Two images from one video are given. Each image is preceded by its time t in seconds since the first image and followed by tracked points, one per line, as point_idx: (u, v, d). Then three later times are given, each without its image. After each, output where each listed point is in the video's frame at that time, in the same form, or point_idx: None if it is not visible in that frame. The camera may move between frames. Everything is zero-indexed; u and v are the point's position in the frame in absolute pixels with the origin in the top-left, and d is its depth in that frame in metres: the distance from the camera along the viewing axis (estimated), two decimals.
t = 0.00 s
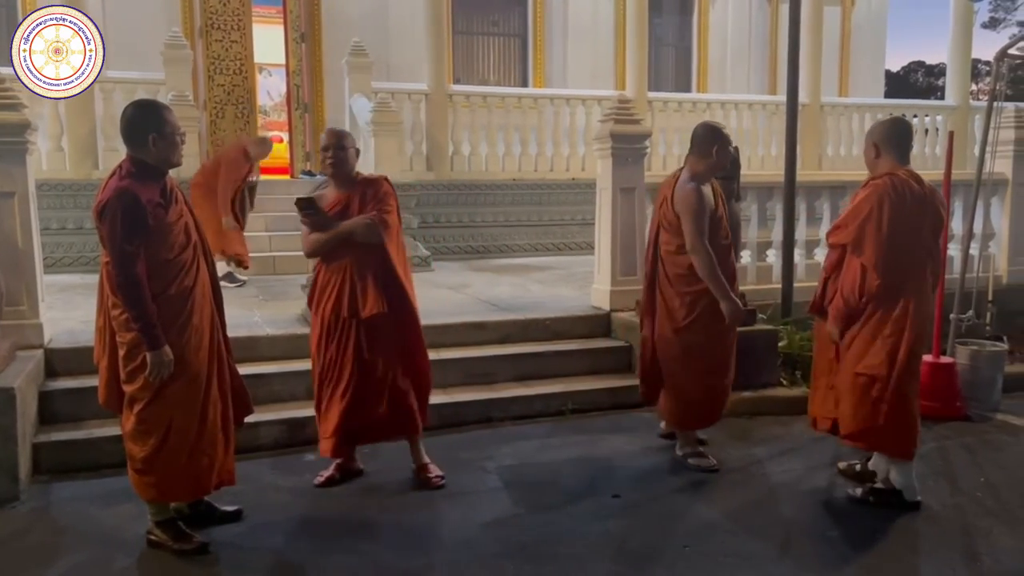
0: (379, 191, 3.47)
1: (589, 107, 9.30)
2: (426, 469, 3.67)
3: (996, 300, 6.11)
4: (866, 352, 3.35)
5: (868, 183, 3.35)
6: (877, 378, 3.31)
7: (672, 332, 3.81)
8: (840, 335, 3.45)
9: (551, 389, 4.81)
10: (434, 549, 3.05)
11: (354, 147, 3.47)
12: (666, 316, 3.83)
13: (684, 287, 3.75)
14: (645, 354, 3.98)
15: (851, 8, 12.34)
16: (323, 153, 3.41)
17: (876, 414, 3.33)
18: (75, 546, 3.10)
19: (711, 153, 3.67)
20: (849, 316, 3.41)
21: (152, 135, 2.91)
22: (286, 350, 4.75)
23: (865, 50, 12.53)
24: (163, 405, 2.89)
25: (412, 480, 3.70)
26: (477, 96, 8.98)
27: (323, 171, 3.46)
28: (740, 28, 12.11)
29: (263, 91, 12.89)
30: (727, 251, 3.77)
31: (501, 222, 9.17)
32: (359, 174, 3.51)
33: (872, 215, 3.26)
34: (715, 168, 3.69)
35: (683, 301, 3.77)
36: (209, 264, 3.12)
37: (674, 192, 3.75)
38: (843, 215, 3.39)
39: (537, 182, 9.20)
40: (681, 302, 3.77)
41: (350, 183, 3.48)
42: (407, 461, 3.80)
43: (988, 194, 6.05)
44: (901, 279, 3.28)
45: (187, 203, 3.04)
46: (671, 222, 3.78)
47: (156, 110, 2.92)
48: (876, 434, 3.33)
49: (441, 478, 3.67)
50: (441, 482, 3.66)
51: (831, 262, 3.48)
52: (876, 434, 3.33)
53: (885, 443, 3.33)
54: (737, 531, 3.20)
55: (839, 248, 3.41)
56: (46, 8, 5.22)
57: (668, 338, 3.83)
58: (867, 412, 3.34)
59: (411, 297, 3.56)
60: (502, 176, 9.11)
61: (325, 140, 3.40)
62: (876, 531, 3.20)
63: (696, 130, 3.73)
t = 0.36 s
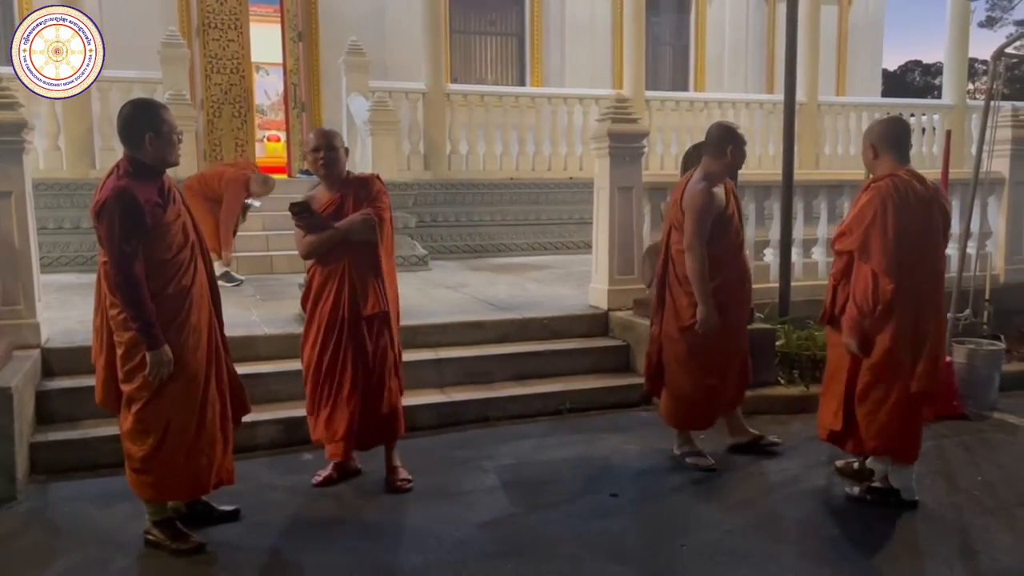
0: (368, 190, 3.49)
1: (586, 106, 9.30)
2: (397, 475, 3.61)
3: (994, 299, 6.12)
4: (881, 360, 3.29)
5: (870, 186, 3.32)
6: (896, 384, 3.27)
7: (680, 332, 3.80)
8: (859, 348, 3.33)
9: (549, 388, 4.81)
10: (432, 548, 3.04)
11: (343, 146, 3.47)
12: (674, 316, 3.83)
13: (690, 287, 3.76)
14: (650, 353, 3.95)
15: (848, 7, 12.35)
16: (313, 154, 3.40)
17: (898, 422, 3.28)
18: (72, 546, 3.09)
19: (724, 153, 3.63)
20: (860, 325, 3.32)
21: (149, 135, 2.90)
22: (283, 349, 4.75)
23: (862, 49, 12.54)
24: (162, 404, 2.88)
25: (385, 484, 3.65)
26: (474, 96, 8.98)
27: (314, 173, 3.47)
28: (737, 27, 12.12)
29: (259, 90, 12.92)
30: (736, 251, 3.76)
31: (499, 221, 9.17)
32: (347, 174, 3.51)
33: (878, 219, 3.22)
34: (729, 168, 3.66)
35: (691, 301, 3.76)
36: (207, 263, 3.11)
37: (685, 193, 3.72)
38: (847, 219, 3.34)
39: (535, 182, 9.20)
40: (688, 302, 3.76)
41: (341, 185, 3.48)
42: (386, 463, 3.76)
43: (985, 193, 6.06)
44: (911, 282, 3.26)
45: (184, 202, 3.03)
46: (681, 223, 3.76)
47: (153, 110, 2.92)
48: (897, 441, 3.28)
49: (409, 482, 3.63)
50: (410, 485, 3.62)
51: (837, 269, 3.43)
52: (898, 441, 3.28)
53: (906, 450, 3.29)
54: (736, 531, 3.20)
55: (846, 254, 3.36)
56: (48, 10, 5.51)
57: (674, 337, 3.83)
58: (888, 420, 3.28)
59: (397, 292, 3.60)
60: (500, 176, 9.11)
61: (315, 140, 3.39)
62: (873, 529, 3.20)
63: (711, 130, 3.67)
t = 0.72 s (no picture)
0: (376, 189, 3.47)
1: (585, 105, 9.30)
2: (397, 475, 3.62)
3: (993, 298, 6.12)
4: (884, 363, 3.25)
5: (875, 186, 3.27)
6: (897, 387, 3.23)
7: (698, 326, 3.79)
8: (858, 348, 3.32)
9: (548, 388, 4.81)
10: (432, 547, 3.04)
11: (358, 145, 3.47)
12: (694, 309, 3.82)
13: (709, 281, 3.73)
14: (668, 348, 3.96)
15: (847, 7, 12.35)
16: (327, 150, 3.40)
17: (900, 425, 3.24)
18: (72, 546, 3.09)
19: (739, 151, 3.58)
20: (860, 326, 3.30)
21: (147, 135, 2.90)
22: (283, 349, 4.74)
23: (861, 48, 12.54)
24: (160, 404, 2.88)
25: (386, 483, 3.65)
26: (473, 95, 8.99)
27: (325, 169, 3.46)
28: (736, 26, 12.11)
29: (258, 89, 12.93)
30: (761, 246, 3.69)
31: (498, 220, 9.17)
32: (361, 172, 3.50)
33: (878, 220, 3.18)
34: (746, 166, 3.61)
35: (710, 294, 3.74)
36: (206, 262, 3.11)
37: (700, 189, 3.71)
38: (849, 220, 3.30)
39: (534, 182, 9.21)
40: (708, 295, 3.74)
41: (350, 183, 3.48)
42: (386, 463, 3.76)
43: (984, 192, 6.06)
44: (915, 284, 3.21)
45: (183, 202, 3.03)
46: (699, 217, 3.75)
47: (151, 110, 2.92)
48: (899, 445, 3.25)
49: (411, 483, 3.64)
50: (411, 484, 3.63)
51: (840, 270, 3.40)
52: (901, 445, 3.24)
53: (908, 453, 3.25)
54: (736, 530, 3.20)
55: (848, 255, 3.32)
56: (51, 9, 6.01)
57: (693, 330, 3.82)
58: (890, 422, 3.25)
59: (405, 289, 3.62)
60: (499, 175, 9.11)
61: (329, 137, 3.39)
62: (874, 528, 3.20)
63: (727, 128, 3.64)
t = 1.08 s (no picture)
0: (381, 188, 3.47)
1: (585, 105, 9.30)
2: (396, 474, 3.61)
3: (993, 297, 6.12)
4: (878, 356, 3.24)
5: (888, 183, 3.26)
6: (888, 380, 3.22)
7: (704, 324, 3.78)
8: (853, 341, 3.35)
9: (548, 387, 4.81)
10: (431, 547, 3.04)
11: (366, 145, 3.47)
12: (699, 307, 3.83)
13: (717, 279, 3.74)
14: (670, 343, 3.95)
15: (846, 7, 12.35)
16: (333, 149, 3.41)
17: (887, 418, 3.22)
18: (71, 546, 3.09)
19: (753, 150, 3.61)
20: (858, 319, 3.30)
21: (145, 134, 2.90)
22: (282, 348, 4.74)
23: (861, 48, 12.54)
24: (159, 404, 2.88)
25: (385, 482, 3.65)
26: (472, 95, 9.01)
27: (332, 168, 3.48)
28: (736, 26, 12.11)
29: (258, 89, 12.93)
30: (771, 246, 3.69)
31: (497, 220, 9.15)
32: (369, 173, 3.51)
33: (884, 215, 3.18)
34: (760, 166, 3.63)
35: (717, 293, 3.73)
36: (205, 262, 3.11)
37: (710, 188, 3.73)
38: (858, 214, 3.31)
39: (533, 182, 9.21)
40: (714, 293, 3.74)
41: (359, 183, 3.48)
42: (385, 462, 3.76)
43: (984, 192, 6.06)
44: (916, 282, 3.18)
45: (182, 202, 3.03)
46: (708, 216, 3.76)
47: (150, 110, 2.92)
48: (885, 439, 3.23)
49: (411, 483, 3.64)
50: (411, 484, 3.63)
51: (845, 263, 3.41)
52: (886, 439, 3.21)
53: (893, 449, 3.22)
54: (735, 530, 3.20)
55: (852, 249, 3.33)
56: (50, 9, 6.00)
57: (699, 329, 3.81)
58: (877, 414, 3.24)
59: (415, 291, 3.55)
60: (499, 175, 9.10)
61: (337, 136, 3.40)
62: (873, 528, 3.20)
63: (741, 129, 3.67)
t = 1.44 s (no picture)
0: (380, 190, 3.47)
1: (584, 106, 9.33)
2: (396, 475, 3.61)
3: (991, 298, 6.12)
4: (882, 349, 3.24)
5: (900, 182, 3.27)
6: (891, 373, 3.22)
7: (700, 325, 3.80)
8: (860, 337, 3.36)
9: (547, 387, 4.81)
10: (430, 547, 3.05)
11: (365, 145, 3.47)
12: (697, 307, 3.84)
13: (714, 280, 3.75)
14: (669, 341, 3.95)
15: (844, 7, 12.37)
16: (332, 150, 3.41)
17: (889, 410, 3.23)
18: (71, 546, 3.09)
19: (754, 151, 3.60)
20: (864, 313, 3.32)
21: (145, 135, 2.91)
22: (282, 349, 4.75)
23: (860, 48, 12.55)
24: (158, 404, 2.88)
25: (385, 483, 3.66)
26: (472, 95, 9.03)
27: (332, 170, 3.49)
28: (734, 27, 12.12)
29: (257, 89, 12.94)
30: (768, 249, 3.69)
31: (496, 220, 9.12)
32: (368, 173, 3.51)
33: (892, 210, 3.19)
34: (761, 166, 3.62)
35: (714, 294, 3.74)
36: (204, 262, 3.11)
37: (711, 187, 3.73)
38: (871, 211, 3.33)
39: (533, 182, 9.20)
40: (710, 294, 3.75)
41: (358, 185, 3.48)
42: (385, 462, 3.76)
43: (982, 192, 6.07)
44: (923, 277, 3.17)
45: (181, 202, 3.03)
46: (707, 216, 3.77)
47: (148, 110, 2.92)
48: (885, 431, 3.24)
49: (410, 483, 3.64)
50: (410, 484, 3.63)
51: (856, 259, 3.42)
52: (888, 432, 3.22)
53: (894, 441, 3.22)
54: (734, 530, 3.21)
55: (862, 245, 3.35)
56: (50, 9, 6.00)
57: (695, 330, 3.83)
58: (878, 407, 3.26)
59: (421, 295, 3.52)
60: (498, 175, 9.11)
61: (335, 137, 3.40)
62: (872, 528, 3.21)
63: (743, 128, 3.66)
